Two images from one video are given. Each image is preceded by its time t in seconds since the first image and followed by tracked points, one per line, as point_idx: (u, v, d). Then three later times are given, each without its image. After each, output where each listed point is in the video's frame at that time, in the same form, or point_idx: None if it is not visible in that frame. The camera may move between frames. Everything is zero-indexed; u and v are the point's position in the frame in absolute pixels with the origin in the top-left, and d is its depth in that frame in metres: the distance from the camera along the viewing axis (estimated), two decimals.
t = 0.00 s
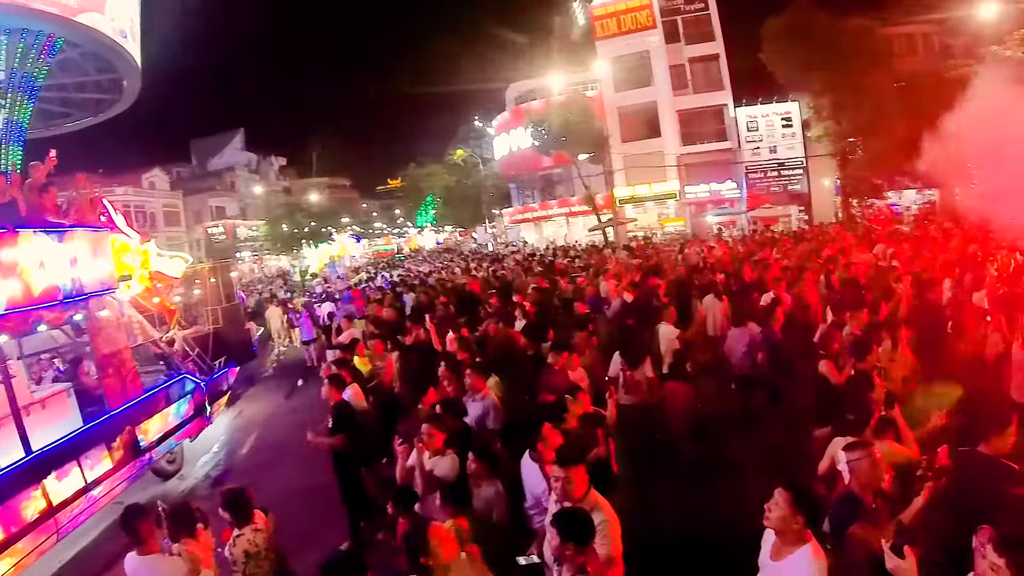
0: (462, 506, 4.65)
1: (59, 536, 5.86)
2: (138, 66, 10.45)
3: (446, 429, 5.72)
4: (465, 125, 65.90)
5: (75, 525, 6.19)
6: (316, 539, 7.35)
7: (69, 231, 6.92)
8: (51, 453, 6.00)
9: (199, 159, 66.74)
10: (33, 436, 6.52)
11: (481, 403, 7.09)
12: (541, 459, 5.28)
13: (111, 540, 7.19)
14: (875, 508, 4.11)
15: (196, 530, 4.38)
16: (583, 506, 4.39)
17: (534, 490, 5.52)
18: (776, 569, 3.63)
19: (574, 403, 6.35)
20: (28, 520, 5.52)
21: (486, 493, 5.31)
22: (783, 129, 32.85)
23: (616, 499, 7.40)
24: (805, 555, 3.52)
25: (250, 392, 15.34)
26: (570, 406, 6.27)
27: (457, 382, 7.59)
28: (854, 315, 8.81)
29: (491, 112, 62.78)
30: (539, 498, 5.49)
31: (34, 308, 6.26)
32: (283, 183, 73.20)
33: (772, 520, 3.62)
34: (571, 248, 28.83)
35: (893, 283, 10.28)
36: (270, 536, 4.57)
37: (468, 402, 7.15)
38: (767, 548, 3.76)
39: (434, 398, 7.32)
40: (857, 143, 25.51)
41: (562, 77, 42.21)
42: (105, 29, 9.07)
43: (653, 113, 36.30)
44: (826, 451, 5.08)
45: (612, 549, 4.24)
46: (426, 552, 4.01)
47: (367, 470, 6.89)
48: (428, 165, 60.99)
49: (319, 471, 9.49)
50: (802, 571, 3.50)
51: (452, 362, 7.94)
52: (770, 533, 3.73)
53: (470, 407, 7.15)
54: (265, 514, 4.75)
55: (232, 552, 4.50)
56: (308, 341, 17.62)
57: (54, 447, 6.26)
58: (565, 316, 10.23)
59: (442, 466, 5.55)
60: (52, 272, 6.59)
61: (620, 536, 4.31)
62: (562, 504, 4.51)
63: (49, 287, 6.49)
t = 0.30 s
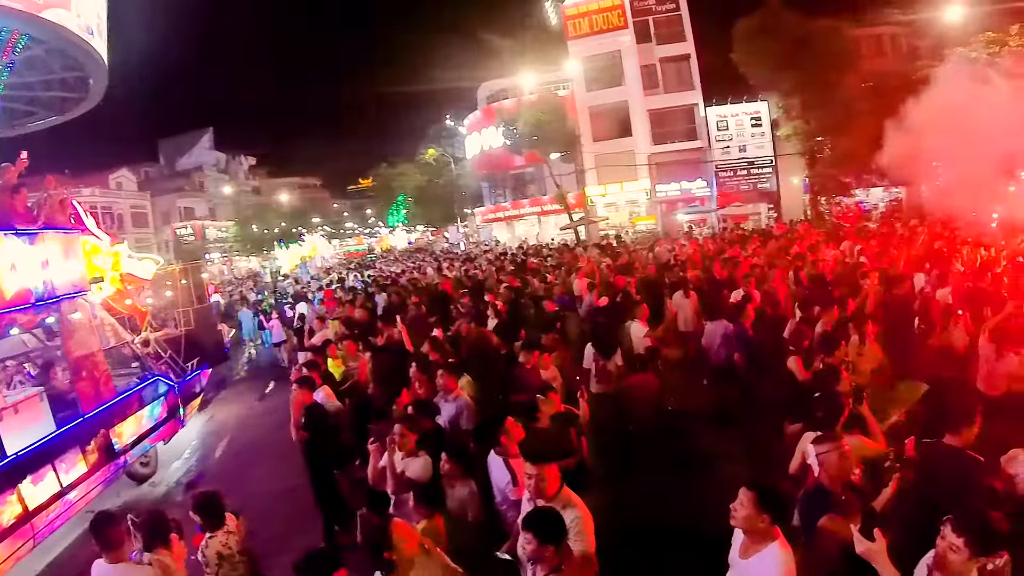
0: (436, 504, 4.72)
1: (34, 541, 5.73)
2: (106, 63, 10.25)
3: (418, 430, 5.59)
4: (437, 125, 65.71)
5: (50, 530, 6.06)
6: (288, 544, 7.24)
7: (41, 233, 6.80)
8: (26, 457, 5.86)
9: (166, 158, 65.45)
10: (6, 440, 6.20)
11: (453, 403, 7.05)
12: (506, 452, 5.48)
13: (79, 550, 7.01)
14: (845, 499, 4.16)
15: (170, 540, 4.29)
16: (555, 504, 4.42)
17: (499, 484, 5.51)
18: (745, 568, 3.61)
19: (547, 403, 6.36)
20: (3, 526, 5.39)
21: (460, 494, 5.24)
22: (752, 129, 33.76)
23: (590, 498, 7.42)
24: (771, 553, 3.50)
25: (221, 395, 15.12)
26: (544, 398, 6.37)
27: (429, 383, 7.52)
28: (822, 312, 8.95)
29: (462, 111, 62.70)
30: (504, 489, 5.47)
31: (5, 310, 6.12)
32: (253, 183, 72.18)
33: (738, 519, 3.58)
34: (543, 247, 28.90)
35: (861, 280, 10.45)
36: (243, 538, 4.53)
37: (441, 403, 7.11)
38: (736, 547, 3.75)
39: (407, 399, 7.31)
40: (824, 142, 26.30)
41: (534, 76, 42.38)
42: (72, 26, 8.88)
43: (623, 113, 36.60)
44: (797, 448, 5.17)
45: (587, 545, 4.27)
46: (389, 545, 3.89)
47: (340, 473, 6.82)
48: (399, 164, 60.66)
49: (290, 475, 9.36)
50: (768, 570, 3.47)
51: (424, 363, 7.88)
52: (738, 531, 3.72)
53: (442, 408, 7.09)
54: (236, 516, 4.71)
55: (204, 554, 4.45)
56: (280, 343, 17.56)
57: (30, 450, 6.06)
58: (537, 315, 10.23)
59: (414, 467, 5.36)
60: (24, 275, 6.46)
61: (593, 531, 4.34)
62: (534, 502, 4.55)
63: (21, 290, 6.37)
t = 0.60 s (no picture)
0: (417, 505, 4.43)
1: (14, 541, 5.63)
2: (83, 58, 10.10)
3: (398, 431, 5.54)
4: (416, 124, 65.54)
5: (30, 529, 5.96)
6: (266, 547, 7.17)
7: (21, 230, 6.72)
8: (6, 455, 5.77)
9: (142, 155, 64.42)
10: None
11: (431, 405, 6.99)
12: (478, 443, 5.58)
13: (55, 553, 6.89)
14: (822, 494, 4.22)
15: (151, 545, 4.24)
16: (536, 502, 4.44)
17: (469, 473, 5.54)
18: (722, 564, 3.65)
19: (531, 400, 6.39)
20: None
21: (441, 495, 5.23)
22: (730, 132, 33.67)
23: (570, 497, 7.45)
24: (748, 550, 3.56)
25: (198, 396, 14.95)
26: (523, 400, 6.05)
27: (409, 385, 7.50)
28: (799, 312, 9.06)
29: (442, 111, 62.62)
30: (473, 477, 5.50)
31: None
32: (229, 181, 71.33)
33: (714, 518, 3.63)
34: (523, 248, 28.94)
35: (836, 281, 10.61)
36: (222, 539, 4.50)
37: (419, 403, 7.02)
38: (712, 544, 3.80)
39: (386, 400, 7.28)
40: (803, 145, 26.77)
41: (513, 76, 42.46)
42: (48, 20, 8.75)
43: (603, 114, 36.87)
44: (771, 446, 5.26)
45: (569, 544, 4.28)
46: (376, 531, 3.89)
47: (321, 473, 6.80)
48: (378, 163, 60.39)
49: (269, 476, 9.28)
50: (745, 567, 3.53)
51: (403, 362, 7.84)
52: (715, 529, 3.76)
53: (420, 409, 7.05)
54: (216, 518, 4.69)
55: (182, 554, 4.42)
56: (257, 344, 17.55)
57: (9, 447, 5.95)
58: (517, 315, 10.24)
59: (394, 468, 5.34)
60: (3, 272, 6.38)
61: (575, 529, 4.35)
62: (515, 501, 4.55)
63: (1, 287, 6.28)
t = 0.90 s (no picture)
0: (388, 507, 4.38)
1: None
2: (51, 47, 9.88)
3: (368, 431, 5.51)
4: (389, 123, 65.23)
5: None
6: (233, 550, 7.06)
7: None
8: None
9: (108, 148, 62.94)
10: None
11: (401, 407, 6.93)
12: (442, 440, 5.50)
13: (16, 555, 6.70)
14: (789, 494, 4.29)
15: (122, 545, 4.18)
16: (506, 504, 4.33)
17: (432, 470, 5.46)
18: (689, 562, 3.66)
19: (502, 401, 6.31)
20: None
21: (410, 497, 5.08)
22: (701, 138, 35.07)
23: (541, 497, 7.45)
24: (714, 546, 3.58)
25: (165, 395, 14.68)
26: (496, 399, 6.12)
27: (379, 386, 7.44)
28: (768, 316, 9.19)
29: (415, 111, 62.46)
30: (436, 475, 5.42)
31: None
32: (199, 177, 70.14)
33: (680, 519, 3.64)
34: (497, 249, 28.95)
35: (803, 287, 10.82)
36: (190, 540, 4.42)
37: (390, 405, 7.00)
38: (679, 542, 3.79)
39: (355, 399, 7.17)
40: (772, 152, 27.09)
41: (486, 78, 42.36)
42: (17, 8, 8.55)
43: (576, 117, 37.10)
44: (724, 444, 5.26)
45: (541, 544, 4.18)
46: (354, 516, 4.02)
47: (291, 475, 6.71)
48: (350, 162, 59.94)
49: (239, 477, 9.15)
50: (711, 565, 3.55)
51: (374, 363, 7.78)
52: (681, 527, 3.77)
53: (389, 411, 6.99)
54: (185, 519, 4.61)
55: (145, 556, 4.33)
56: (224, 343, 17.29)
57: None
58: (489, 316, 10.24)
59: (363, 469, 5.38)
60: None
61: (547, 530, 4.26)
62: (486, 505, 4.44)
63: None
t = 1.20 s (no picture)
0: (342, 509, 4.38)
1: None
2: None
3: (317, 436, 5.43)
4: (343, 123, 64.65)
5: None
6: (181, 560, 6.84)
7: None
8: None
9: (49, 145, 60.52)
10: None
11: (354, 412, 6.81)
12: (393, 448, 5.38)
13: None
14: (737, 490, 4.37)
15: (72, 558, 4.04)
16: (460, 507, 4.30)
17: (385, 478, 5.36)
18: (640, 556, 3.71)
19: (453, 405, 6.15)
20: None
21: (363, 501, 4.87)
22: (652, 143, 37.14)
23: (496, 500, 7.44)
24: (664, 539, 3.64)
25: (109, 402, 14.18)
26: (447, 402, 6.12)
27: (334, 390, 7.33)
28: (718, 317, 9.36)
29: (369, 111, 61.94)
30: (388, 483, 5.32)
31: None
32: (146, 175, 68.05)
33: (631, 514, 3.69)
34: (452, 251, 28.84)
35: (751, 289, 11.08)
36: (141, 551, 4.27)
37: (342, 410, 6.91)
38: (630, 537, 3.84)
39: (307, 403, 6.96)
40: (721, 158, 28.17)
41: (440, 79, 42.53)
42: None
43: (530, 121, 37.29)
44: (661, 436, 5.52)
45: (495, 547, 4.18)
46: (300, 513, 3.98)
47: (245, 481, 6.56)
48: (302, 162, 59.01)
49: (189, 486, 8.90)
50: (662, 557, 3.60)
51: (326, 368, 7.67)
52: (632, 523, 3.83)
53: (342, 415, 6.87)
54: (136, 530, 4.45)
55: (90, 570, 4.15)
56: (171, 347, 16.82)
57: None
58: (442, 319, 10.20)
59: (315, 476, 5.20)
60: None
61: (501, 531, 4.25)
62: (439, 508, 4.39)
63: None
